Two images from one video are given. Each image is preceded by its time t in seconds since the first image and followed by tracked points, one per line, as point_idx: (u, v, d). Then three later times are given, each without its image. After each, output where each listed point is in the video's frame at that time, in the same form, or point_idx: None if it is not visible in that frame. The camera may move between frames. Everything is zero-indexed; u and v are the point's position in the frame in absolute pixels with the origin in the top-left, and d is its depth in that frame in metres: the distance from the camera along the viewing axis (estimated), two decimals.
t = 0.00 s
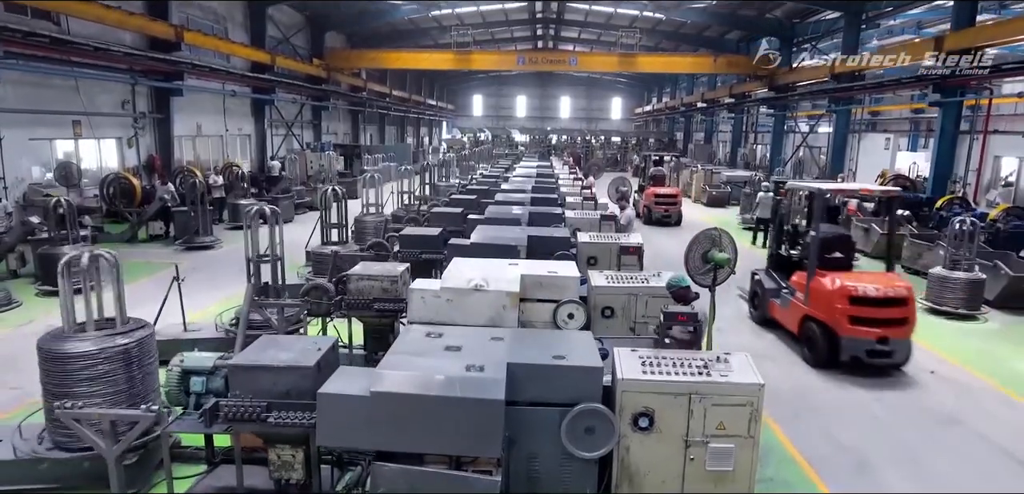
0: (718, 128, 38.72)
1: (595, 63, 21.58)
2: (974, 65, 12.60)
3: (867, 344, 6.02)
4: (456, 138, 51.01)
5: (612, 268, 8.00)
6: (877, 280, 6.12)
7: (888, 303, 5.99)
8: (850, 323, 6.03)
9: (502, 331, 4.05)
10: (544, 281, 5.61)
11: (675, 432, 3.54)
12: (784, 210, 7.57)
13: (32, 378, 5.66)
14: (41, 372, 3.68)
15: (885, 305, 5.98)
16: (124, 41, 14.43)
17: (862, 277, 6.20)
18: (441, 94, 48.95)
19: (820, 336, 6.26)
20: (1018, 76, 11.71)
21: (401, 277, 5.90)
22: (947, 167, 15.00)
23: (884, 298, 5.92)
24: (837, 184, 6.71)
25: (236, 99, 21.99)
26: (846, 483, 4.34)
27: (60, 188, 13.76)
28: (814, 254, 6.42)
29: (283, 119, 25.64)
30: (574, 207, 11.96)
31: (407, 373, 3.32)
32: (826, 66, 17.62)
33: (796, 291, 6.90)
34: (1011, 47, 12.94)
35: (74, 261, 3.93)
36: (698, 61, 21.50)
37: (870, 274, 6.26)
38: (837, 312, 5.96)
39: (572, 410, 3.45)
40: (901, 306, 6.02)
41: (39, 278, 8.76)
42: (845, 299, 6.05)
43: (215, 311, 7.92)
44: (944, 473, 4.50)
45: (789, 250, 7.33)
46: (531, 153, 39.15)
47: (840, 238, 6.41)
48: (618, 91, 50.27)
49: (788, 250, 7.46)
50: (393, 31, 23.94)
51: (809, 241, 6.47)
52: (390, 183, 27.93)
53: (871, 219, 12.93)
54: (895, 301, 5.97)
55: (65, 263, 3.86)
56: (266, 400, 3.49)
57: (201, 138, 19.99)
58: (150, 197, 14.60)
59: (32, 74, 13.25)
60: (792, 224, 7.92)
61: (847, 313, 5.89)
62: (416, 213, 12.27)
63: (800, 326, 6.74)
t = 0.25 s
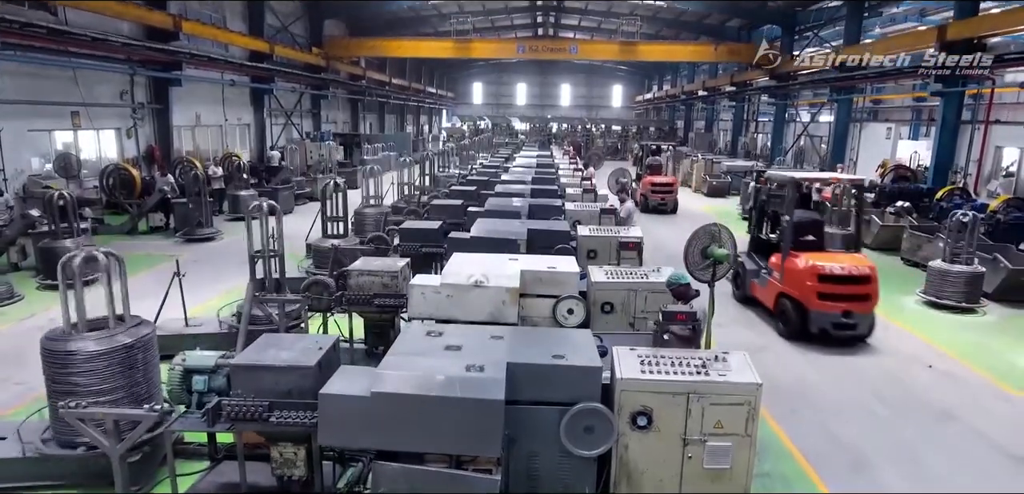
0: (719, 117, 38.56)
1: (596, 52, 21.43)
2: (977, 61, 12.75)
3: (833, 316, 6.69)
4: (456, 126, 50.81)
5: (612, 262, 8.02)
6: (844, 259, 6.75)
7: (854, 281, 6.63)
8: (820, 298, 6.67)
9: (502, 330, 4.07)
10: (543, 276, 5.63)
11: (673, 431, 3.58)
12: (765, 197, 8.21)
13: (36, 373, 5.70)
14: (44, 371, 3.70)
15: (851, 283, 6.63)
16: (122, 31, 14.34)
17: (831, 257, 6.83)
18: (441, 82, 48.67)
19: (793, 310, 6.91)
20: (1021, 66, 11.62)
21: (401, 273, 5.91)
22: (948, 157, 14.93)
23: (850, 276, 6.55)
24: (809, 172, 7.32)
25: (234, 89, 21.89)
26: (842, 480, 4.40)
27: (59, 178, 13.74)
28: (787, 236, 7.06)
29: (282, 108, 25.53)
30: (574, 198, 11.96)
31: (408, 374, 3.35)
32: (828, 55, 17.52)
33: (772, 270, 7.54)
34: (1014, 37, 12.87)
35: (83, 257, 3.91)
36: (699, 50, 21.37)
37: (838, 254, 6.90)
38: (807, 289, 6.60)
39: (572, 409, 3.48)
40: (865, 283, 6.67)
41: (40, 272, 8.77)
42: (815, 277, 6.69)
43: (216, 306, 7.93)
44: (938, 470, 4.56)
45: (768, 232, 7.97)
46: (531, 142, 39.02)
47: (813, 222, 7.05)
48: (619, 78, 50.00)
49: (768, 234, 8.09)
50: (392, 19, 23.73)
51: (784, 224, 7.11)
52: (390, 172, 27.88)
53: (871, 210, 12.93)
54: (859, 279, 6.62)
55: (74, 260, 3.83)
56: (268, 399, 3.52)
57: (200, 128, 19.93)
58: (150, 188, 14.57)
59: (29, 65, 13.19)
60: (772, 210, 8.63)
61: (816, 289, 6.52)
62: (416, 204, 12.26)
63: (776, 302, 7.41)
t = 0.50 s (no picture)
0: (721, 101, 38.34)
1: (596, 36, 21.25)
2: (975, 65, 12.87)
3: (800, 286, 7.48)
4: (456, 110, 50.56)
5: (611, 252, 8.03)
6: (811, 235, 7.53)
7: (819, 254, 7.42)
8: (788, 270, 7.47)
9: (501, 325, 4.11)
10: (542, 268, 5.64)
11: (670, 426, 3.62)
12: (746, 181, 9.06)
13: (39, 364, 5.75)
14: (48, 367, 3.75)
15: (816, 256, 7.42)
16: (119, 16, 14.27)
17: (800, 233, 7.59)
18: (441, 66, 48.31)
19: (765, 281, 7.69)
20: None
21: (401, 265, 5.93)
22: (950, 143, 14.87)
23: (816, 250, 7.32)
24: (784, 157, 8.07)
25: (233, 74, 21.75)
26: (836, 472, 4.46)
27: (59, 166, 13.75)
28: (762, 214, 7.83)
29: (281, 93, 25.40)
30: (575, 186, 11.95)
31: (408, 370, 3.39)
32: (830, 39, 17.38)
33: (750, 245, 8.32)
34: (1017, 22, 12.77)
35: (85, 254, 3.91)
36: (701, 34, 21.19)
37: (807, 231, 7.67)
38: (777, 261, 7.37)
39: (570, 404, 3.53)
40: (829, 256, 7.45)
41: (41, 261, 8.81)
42: (784, 251, 7.47)
43: (217, 295, 7.95)
44: (932, 462, 4.62)
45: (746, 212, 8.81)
46: (531, 126, 38.86)
47: (786, 202, 7.81)
48: (620, 62, 49.62)
49: (747, 213, 8.93)
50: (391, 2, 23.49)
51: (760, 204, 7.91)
52: (390, 158, 27.79)
53: (871, 198, 12.92)
54: (823, 253, 7.40)
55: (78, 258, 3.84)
56: (269, 395, 3.56)
57: (199, 113, 19.84)
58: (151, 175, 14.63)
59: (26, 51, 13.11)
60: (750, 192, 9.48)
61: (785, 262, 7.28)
62: (416, 192, 12.25)
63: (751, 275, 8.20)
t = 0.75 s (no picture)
0: (722, 87, 38.12)
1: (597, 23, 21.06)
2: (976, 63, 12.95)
3: (778, 265, 8.10)
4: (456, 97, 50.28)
5: (610, 245, 8.04)
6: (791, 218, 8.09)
7: (797, 236, 8.00)
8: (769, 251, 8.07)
9: (500, 323, 4.14)
10: (542, 263, 5.66)
11: (668, 424, 3.66)
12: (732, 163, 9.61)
13: (41, 359, 5.79)
14: (52, 367, 3.79)
15: (795, 237, 8.01)
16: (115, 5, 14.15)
17: (781, 216, 8.17)
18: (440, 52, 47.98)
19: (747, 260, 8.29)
20: None
21: (401, 260, 5.94)
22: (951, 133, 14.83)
23: (794, 233, 7.89)
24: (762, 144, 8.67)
25: (231, 61, 21.62)
26: (832, 468, 4.51)
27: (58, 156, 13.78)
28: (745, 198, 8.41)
29: (280, 81, 25.27)
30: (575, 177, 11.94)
31: (407, 370, 3.43)
32: (832, 27, 17.25)
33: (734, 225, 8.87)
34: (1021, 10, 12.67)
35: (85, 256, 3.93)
36: (702, 20, 21.01)
37: (787, 213, 8.23)
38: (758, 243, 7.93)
39: (569, 403, 3.56)
40: (806, 238, 8.04)
41: (41, 254, 8.82)
42: (764, 233, 8.04)
43: (218, 287, 7.98)
44: (927, 458, 4.67)
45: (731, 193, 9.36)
46: (531, 113, 38.67)
47: (769, 186, 8.22)
48: (621, 48, 49.25)
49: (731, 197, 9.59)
50: None
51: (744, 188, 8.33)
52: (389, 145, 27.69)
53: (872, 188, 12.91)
54: (802, 235, 7.99)
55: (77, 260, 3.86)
56: (271, 394, 3.60)
57: (197, 102, 19.75)
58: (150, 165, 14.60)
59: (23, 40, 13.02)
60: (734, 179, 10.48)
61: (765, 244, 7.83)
62: (416, 182, 12.23)
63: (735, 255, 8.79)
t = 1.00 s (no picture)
0: (724, 75, 37.88)
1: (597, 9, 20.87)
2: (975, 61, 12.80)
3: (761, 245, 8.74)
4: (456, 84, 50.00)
5: (610, 239, 8.06)
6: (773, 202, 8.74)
7: (778, 218, 8.65)
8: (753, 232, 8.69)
9: (499, 322, 4.17)
10: (542, 259, 5.69)
11: (665, 423, 3.70)
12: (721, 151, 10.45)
13: (45, 354, 5.84)
14: (56, 368, 3.84)
15: (777, 220, 8.64)
16: None
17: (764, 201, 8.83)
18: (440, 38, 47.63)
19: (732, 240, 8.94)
20: None
21: (402, 255, 5.96)
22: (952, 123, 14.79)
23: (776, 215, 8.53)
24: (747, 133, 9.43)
25: (229, 50, 21.51)
26: (827, 463, 4.57)
27: (58, 146, 13.89)
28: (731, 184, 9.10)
29: (279, 69, 25.15)
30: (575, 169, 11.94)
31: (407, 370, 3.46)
32: (835, 14, 17.13)
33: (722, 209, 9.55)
34: None
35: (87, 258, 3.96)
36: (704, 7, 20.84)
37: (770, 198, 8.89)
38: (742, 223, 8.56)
39: (567, 403, 3.60)
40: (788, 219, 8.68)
41: (43, 247, 8.86)
42: (749, 215, 8.70)
43: (219, 281, 8.00)
44: (921, 453, 4.73)
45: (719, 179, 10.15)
46: (532, 101, 38.48)
47: (754, 173, 8.86)
48: (622, 34, 48.87)
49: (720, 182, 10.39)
50: None
51: (731, 174, 8.97)
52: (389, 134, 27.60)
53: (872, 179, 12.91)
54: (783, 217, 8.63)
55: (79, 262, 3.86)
56: (273, 394, 3.64)
57: (196, 91, 19.67)
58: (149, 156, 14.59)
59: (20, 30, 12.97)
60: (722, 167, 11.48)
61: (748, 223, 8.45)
62: (416, 174, 12.22)
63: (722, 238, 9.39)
